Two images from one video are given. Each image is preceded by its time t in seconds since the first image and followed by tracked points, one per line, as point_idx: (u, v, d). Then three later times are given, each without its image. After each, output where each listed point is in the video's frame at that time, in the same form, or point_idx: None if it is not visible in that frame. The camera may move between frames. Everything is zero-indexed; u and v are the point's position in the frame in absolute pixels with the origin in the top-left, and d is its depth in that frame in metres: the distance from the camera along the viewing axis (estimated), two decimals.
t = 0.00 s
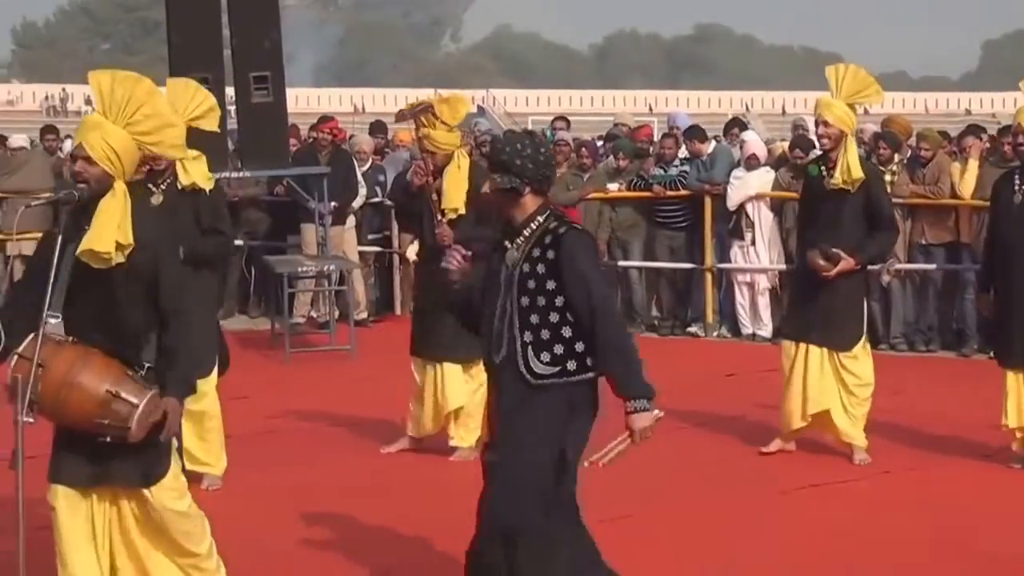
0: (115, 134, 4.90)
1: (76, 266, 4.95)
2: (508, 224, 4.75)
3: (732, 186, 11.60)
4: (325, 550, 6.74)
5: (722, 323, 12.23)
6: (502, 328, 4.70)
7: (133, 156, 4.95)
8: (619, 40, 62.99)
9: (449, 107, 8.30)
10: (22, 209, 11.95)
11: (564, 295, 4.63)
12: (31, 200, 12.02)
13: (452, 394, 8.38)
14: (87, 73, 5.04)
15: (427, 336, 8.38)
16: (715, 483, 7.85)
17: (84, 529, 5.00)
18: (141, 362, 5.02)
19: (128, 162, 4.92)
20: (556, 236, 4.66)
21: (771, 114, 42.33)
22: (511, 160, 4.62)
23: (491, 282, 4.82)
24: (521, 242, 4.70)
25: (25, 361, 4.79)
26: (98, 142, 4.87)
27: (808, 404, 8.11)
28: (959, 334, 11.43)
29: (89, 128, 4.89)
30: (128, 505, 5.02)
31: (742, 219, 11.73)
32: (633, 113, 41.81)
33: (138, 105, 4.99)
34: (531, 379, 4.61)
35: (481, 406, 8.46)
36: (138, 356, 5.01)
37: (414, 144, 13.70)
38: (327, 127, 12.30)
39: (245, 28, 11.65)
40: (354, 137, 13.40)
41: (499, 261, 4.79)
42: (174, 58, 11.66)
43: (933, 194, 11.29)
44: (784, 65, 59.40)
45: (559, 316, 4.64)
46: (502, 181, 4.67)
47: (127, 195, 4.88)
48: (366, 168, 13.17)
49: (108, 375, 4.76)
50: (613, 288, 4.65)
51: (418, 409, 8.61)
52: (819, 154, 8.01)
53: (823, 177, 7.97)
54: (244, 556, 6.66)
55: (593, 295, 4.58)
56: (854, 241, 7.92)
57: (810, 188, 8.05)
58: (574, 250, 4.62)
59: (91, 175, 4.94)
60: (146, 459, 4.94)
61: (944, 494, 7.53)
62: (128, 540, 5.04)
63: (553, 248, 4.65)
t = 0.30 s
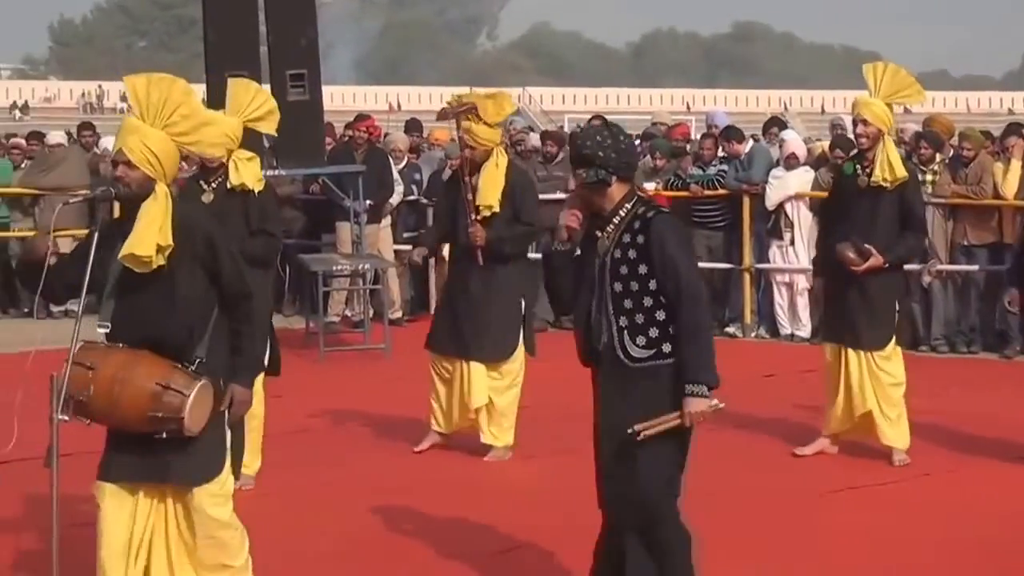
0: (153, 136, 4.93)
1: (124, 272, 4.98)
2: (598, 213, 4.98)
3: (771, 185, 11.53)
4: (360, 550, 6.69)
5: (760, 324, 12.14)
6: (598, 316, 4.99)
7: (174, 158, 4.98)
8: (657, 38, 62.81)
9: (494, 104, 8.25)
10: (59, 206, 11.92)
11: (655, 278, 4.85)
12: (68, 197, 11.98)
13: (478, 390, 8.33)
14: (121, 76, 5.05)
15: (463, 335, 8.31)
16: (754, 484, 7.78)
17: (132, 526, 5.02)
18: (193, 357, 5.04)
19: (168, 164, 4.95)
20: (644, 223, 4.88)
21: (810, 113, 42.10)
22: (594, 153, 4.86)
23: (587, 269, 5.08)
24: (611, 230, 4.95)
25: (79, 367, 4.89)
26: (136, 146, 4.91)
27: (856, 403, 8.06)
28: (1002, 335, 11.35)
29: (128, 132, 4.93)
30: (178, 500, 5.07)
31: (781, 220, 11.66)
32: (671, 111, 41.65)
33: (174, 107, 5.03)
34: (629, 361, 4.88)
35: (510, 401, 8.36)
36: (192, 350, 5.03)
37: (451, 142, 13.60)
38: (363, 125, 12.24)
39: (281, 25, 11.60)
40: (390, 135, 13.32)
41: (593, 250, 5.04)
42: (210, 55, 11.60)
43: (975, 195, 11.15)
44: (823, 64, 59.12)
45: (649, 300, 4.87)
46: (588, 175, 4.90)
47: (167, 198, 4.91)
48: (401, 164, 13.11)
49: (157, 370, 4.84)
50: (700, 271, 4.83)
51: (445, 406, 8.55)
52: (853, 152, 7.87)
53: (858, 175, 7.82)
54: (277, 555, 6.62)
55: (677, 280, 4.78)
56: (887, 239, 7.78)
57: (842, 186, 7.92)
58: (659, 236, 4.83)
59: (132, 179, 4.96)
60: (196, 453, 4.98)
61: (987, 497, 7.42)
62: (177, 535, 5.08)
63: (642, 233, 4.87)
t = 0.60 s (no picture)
0: (218, 132, 4.87)
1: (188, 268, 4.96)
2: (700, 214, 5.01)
3: (808, 185, 11.39)
4: (392, 553, 6.59)
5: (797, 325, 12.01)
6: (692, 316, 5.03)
7: (240, 152, 4.92)
8: (691, 34, 62.61)
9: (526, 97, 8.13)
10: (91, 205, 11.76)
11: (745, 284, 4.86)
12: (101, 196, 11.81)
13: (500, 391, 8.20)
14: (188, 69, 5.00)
15: (484, 335, 8.17)
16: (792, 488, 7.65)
17: (178, 525, 5.00)
18: (244, 358, 4.98)
19: (234, 160, 4.89)
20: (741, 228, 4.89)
21: (844, 112, 41.88)
22: (701, 154, 4.88)
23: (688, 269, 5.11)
24: (710, 233, 4.97)
25: (131, 358, 4.92)
26: (200, 143, 4.85)
27: (885, 405, 7.92)
28: None
29: (193, 127, 4.88)
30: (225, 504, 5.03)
31: (818, 219, 11.53)
32: (705, 110, 41.48)
33: (240, 101, 4.95)
34: (713, 365, 4.92)
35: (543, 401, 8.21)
36: (244, 351, 4.98)
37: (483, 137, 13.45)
38: (394, 121, 12.07)
39: (313, 22, 11.49)
40: (422, 132, 13.15)
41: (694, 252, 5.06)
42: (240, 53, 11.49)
43: (1016, 195, 10.97)
44: (858, 63, 58.84)
45: (740, 305, 4.88)
46: (692, 175, 4.93)
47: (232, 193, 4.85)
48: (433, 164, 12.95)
49: (202, 369, 4.80)
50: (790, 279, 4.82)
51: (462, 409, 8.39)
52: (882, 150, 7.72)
53: (888, 175, 7.67)
54: (308, 558, 6.52)
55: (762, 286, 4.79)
56: (919, 238, 7.62)
57: (871, 186, 7.77)
58: (754, 241, 4.83)
59: (196, 173, 4.93)
60: (243, 457, 4.93)
61: None
62: (226, 540, 5.03)
63: (738, 238, 4.89)
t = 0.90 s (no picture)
0: (264, 130, 4.88)
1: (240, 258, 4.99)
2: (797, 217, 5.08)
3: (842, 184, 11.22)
4: (424, 556, 6.51)
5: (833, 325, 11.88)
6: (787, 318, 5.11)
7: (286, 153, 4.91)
8: (722, 30, 62.34)
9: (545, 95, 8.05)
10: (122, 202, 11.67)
11: (848, 292, 4.93)
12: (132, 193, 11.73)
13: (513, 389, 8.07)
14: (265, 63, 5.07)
15: (499, 333, 8.03)
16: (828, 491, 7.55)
17: (205, 524, 4.98)
18: (272, 362, 4.96)
19: (278, 156, 4.92)
20: (844, 234, 4.95)
21: (878, 110, 41.68)
22: (807, 156, 4.95)
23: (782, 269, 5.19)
24: (808, 236, 5.03)
25: (167, 338, 4.97)
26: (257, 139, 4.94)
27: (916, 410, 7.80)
28: None
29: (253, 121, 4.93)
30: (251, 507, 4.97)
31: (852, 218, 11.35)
32: (738, 108, 41.32)
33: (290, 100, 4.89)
34: (812, 371, 4.98)
35: (556, 392, 8.04)
36: (273, 353, 4.96)
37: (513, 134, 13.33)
38: (424, 120, 11.95)
39: (343, 19, 11.37)
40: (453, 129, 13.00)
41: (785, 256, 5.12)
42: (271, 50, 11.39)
43: None
44: (890, 61, 58.62)
45: (842, 313, 4.95)
46: (796, 176, 5.01)
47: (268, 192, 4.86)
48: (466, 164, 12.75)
49: (226, 367, 4.81)
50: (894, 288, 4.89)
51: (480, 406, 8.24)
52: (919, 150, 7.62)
53: (926, 173, 7.53)
54: (338, 561, 6.45)
55: (870, 295, 4.85)
56: (960, 235, 7.49)
57: (908, 185, 7.62)
58: (857, 251, 4.90)
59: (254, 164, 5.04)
60: (264, 461, 4.88)
61: None
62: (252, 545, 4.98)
63: (839, 245, 4.95)
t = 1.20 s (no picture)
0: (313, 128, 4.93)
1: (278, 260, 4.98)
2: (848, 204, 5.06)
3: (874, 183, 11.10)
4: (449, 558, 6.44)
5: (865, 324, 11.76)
6: (830, 310, 5.08)
7: (333, 153, 4.93)
8: (751, 26, 62.18)
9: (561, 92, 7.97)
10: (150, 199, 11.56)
11: (901, 282, 4.92)
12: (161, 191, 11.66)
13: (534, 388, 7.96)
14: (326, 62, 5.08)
15: (521, 335, 7.94)
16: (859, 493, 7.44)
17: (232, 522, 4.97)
18: (293, 363, 4.93)
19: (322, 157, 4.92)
20: (900, 225, 4.93)
21: (909, 107, 41.47)
22: (867, 144, 4.96)
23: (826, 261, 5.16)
24: (858, 226, 5.01)
25: (197, 327, 4.98)
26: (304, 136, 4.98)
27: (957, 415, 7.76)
28: None
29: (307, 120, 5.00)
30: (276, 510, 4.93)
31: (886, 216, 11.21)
32: (769, 105, 41.16)
33: (340, 99, 4.91)
34: (857, 361, 4.95)
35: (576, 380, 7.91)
36: (296, 356, 4.93)
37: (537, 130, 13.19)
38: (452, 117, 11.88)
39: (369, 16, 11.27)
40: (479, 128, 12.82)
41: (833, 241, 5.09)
42: (297, 48, 11.29)
43: None
44: (921, 59, 58.36)
45: (893, 302, 4.93)
46: (853, 164, 4.99)
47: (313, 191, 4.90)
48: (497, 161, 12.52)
49: (242, 363, 4.81)
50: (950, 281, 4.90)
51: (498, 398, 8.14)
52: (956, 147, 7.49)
53: (963, 171, 7.42)
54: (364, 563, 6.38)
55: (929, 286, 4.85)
56: (1000, 234, 7.36)
57: (947, 183, 7.49)
58: (914, 242, 4.90)
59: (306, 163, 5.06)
60: (284, 461, 4.85)
61: None
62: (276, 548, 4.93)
63: (893, 236, 4.93)
